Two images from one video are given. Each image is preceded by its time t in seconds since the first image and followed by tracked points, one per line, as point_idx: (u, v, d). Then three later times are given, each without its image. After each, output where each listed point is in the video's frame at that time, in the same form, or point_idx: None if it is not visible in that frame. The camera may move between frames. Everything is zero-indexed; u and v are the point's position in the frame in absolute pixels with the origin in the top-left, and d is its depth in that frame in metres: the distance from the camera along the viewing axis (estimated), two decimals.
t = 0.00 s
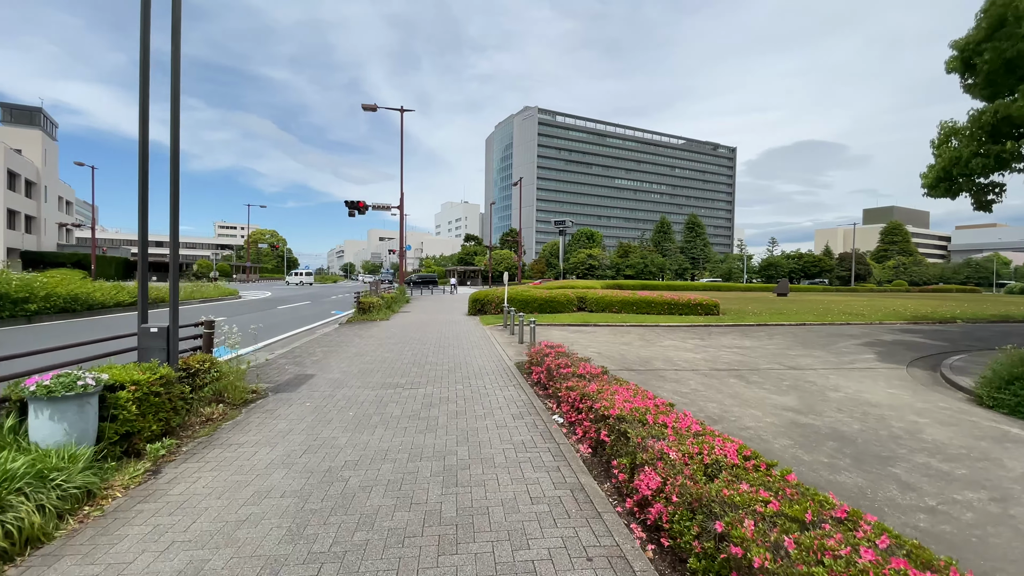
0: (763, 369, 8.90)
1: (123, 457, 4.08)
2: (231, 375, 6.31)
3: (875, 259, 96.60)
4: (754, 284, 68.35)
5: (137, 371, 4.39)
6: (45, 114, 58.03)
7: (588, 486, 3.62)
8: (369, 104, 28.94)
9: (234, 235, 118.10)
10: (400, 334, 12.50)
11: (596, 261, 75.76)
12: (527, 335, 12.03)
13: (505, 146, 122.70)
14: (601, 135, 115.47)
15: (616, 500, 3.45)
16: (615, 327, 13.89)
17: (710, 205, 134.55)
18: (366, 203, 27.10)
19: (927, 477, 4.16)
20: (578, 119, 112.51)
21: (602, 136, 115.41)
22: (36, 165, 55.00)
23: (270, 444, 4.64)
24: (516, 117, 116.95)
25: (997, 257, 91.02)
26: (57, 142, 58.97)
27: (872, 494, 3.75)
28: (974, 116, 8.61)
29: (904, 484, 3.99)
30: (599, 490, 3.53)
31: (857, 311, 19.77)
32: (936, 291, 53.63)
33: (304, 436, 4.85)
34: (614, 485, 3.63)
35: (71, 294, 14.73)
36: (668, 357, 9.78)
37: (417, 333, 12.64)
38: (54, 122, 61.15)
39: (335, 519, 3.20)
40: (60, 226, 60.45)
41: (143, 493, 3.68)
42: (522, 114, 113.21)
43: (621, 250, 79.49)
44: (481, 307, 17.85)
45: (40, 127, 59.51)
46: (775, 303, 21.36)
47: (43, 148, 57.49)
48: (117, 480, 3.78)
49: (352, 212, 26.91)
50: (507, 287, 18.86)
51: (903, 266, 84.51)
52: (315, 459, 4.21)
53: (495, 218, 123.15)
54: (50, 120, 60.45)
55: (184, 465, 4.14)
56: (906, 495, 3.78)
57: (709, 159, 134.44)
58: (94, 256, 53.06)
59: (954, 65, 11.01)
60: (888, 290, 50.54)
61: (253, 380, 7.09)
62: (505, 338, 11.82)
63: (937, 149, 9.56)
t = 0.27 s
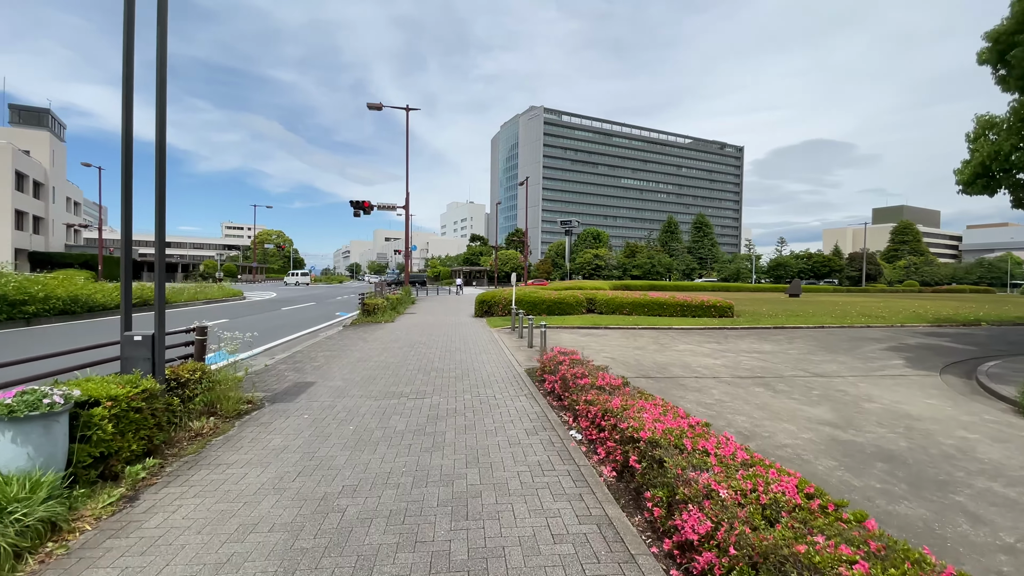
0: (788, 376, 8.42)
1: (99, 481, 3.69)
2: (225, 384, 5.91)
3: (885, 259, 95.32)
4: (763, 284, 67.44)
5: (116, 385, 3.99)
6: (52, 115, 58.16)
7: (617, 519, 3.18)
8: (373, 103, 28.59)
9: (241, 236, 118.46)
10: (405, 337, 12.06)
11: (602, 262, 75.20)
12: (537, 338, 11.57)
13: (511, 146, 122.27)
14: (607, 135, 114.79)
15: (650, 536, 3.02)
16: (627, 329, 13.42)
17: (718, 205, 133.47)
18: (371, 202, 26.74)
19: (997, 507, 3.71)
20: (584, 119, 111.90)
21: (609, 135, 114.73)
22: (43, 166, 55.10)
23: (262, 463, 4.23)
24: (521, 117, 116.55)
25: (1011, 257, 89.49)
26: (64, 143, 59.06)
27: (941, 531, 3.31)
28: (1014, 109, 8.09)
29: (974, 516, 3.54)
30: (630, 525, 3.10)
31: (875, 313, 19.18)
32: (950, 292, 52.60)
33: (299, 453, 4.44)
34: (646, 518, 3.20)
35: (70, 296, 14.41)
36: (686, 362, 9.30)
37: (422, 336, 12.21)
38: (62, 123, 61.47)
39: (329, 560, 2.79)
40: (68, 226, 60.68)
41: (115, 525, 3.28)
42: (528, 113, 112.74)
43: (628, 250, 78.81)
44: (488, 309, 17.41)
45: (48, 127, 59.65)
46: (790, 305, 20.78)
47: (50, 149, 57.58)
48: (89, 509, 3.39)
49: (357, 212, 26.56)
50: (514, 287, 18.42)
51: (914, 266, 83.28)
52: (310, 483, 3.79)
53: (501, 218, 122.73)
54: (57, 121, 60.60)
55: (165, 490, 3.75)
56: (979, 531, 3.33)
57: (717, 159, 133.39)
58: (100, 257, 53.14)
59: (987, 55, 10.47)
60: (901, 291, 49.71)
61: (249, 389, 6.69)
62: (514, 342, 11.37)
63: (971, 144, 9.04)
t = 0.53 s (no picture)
0: (818, 381, 7.93)
1: (72, 502, 3.30)
2: (219, 390, 5.51)
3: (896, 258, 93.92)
4: (772, 284, 66.50)
5: (93, 394, 3.60)
6: (61, 116, 58.53)
7: (658, 553, 2.74)
8: (379, 102, 28.29)
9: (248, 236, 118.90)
10: (411, 338, 11.64)
11: (609, 261, 74.59)
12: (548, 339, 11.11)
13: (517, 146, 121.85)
14: (614, 134, 114.06)
15: None
16: (641, 330, 12.94)
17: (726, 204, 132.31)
18: (377, 201, 26.42)
19: None
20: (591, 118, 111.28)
21: (615, 134, 114.02)
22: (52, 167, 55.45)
23: (254, 480, 3.83)
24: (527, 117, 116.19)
25: None
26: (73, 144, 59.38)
27: None
28: None
29: None
30: (675, 561, 2.66)
31: (896, 313, 18.54)
32: (966, 292, 51.46)
33: (297, 467, 4.04)
34: (691, 551, 2.76)
35: (71, 296, 14.17)
36: (708, 366, 8.81)
37: (430, 337, 11.82)
38: (70, 123, 61.94)
39: None
40: (76, 227, 61.04)
41: (85, 554, 2.89)
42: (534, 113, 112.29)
43: (635, 250, 78.15)
44: (496, 308, 16.98)
45: (57, 129, 60.04)
46: (806, 305, 20.17)
47: (58, 149, 57.90)
48: (57, 534, 3.00)
49: (363, 211, 26.24)
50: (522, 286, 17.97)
51: (925, 266, 81.89)
52: (306, 505, 3.38)
53: (507, 218, 122.34)
54: (66, 122, 60.98)
55: (145, 512, 3.35)
56: None
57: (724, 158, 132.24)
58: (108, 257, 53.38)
59: None
60: (915, 291, 48.75)
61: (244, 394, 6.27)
62: (523, 343, 10.88)
63: (1011, 135, 8.51)
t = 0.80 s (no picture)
0: (850, 388, 7.44)
1: (38, 535, 2.92)
2: (212, 400, 5.12)
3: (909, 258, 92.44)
4: (782, 284, 65.50)
5: (64, 410, 3.21)
6: (70, 117, 58.82)
7: None
8: (385, 100, 27.98)
9: (256, 236, 119.37)
10: (417, 340, 11.22)
11: (617, 261, 73.94)
12: (561, 342, 10.68)
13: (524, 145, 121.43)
14: (621, 133, 113.34)
15: None
16: (656, 333, 12.46)
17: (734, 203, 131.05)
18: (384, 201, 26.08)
19: None
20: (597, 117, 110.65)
21: (622, 133, 113.30)
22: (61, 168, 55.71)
23: (244, 506, 3.43)
24: (534, 116, 115.76)
25: None
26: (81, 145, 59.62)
27: None
28: None
29: None
30: None
31: (918, 315, 17.90)
32: (983, 292, 50.26)
33: (292, 491, 3.63)
34: None
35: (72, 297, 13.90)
36: (731, 372, 8.34)
37: (437, 339, 11.41)
38: (78, 124, 62.39)
39: None
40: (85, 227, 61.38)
41: None
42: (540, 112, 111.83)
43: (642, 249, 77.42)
44: (505, 310, 16.54)
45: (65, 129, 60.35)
46: (824, 306, 19.57)
47: (67, 150, 58.16)
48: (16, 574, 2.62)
49: (370, 211, 25.92)
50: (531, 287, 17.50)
51: (938, 266, 80.48)
52: (301, 539, 2.97)
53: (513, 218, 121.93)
54: (75, 123, 61.29)
55: (120, 545, 2.97)
56: None
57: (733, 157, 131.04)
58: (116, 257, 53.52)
59: None
60: (931, 291, 47.75)
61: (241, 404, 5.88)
62: (534, 346, 10.43)
63: None
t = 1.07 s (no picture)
0: (883, 394, 6.98)
1: None
2: (200, 406, 4.74)
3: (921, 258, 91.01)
4: (792, 284, 64.55)
5: (22, 424, 2.84)
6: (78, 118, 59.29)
7: None
8: (391, 98, 27.70)
9: (263, 236, 119.76)
10: (422, 341, 10.84)
11: (624, 261, 73.29)
12: (571, 343, 10.28)
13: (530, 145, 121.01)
14: (627, 132, 112.60)
15: None
16: (670, 334, 12.02)
17: (742, 203, 129.77)
18: (389, 200, 25.77)
19: None
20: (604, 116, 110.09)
21: (629, 133, 112.58)
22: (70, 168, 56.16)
23: (224, 533, 3.01)
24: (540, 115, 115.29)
25: None
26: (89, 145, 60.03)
27: None
28: None
29: None
30: None
31: (939, 315, 17.28)
32: (999, 293, 49.15)
33: (280, 513, 3.23)
34: None
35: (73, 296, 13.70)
36: (753, 375, 7.91)
37: (444, 340, 11.02)
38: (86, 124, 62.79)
39: None
40: (94, 227, 61.68)
41: None
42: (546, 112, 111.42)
43: (649, 249, 76.74)
44: (512, 310, 16.14)
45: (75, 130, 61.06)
46: (840, 307, 18.99)
47: (76, 151, 58.60)
48: None
49: (376, 210, 25.61)
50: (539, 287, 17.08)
51: (950, 266, 79.14)
52: None
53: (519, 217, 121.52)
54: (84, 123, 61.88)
55: None
56: None
57: (741, 156, 129.86)
58: (124, 258, 53.78)
59: None
60: (945, 292, 46.81)
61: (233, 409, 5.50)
62: (544, 347, 10.02)
63: None
